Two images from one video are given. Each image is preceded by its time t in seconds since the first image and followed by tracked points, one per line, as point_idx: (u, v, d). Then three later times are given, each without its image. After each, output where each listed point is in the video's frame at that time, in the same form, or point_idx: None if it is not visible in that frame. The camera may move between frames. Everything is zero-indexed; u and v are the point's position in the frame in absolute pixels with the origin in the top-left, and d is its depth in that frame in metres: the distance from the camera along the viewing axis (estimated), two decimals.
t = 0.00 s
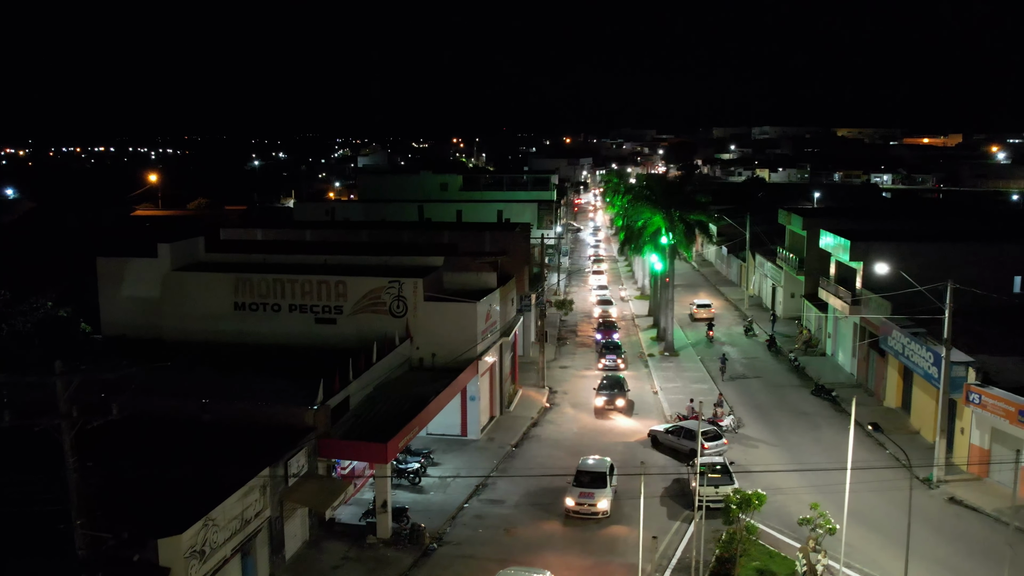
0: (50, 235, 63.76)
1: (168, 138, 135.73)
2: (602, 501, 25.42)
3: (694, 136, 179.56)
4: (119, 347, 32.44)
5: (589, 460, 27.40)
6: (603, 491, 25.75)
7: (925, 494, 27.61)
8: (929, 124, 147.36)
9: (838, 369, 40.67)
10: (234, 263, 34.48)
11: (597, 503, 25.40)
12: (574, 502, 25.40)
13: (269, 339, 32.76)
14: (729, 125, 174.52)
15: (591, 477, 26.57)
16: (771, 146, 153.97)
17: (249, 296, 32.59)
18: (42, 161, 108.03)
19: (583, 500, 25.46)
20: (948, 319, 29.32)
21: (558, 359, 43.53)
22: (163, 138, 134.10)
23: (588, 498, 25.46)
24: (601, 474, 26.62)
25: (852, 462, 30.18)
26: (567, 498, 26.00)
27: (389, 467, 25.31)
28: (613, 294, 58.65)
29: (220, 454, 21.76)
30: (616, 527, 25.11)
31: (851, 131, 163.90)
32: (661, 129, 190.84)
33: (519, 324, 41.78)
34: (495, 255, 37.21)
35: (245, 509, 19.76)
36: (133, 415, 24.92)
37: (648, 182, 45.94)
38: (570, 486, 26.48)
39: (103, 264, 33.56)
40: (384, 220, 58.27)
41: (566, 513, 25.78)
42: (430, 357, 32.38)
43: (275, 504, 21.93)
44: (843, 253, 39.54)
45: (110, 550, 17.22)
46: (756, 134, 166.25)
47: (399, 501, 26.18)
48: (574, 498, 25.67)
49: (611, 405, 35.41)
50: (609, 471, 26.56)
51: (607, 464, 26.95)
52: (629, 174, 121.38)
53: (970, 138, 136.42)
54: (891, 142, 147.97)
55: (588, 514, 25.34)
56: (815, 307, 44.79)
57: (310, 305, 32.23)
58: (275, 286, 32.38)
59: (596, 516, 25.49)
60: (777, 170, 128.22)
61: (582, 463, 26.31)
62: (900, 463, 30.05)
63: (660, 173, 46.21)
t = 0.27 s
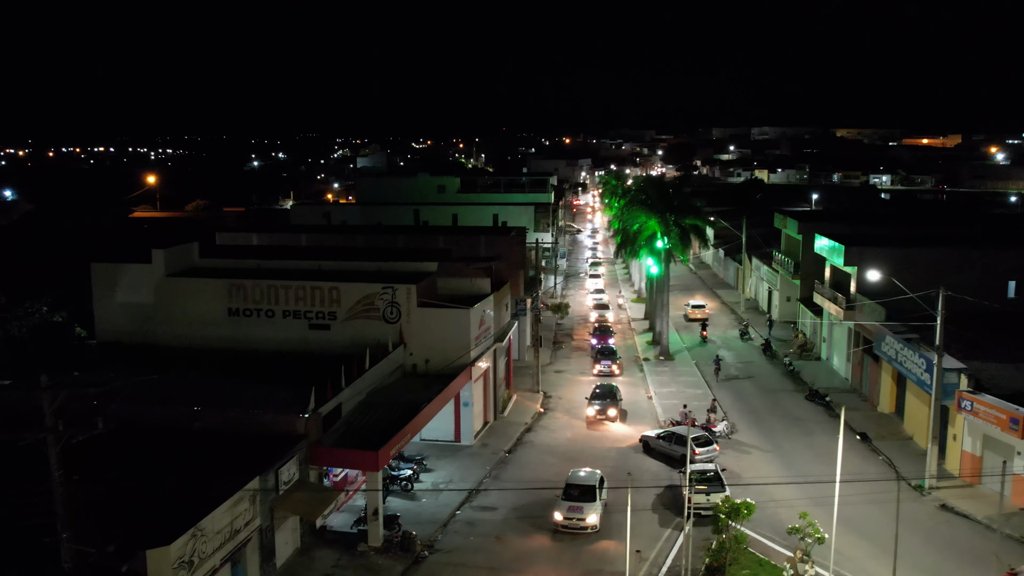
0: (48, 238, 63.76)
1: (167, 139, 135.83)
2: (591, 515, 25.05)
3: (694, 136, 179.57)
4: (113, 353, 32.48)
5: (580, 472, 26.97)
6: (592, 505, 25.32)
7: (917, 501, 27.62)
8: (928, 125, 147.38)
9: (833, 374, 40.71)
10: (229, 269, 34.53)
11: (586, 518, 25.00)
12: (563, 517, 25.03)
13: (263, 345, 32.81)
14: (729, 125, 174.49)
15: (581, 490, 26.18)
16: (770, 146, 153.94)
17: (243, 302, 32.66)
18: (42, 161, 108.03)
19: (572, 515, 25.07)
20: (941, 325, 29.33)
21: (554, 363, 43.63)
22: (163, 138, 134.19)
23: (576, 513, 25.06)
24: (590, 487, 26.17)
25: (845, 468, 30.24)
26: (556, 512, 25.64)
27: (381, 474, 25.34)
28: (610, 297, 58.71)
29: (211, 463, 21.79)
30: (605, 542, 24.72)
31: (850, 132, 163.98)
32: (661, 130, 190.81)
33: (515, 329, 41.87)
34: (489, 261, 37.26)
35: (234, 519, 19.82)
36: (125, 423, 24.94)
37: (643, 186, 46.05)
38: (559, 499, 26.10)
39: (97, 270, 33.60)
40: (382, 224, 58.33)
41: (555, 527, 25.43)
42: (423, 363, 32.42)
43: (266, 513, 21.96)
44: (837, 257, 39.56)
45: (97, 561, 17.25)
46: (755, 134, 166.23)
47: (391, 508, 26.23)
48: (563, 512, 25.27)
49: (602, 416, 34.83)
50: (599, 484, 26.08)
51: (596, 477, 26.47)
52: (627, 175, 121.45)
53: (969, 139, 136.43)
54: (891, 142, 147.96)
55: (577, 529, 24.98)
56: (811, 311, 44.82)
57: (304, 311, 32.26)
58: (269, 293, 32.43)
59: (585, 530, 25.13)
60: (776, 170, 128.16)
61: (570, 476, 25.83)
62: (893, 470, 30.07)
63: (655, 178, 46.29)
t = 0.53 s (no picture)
0: (46, 240, 63.79)
1: (167, 139, 135.83)
2: (579, 530, 24.57)
3: (693, 137, 179.31)
4: (107, 358, 32.51)
5: (569, 486, 26.59)
6: (580, 519, 24.87)
7: (908, 508, 27.64)
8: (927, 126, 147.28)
9: (827, 378, 40.76)
10: (223, 274, 34.56)
11: (574, 532, 24.52)
12: (550, 531, 24.60)
13: (257, 350, 32.84)
14: (728, 125, 174.42)
15: (569, 503, 25.77)
16: (770, 147, 153.87)
17: (237, 307, 32.67)
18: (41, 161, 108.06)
19: (559, 529, 24.62)
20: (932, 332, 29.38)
21: (549, 367, 43.73)
22: (162, 138, 134.35)
23: (564, 527, 24.61)
24: (579, 500, 25.80)
25: (836, 475, 30.27)
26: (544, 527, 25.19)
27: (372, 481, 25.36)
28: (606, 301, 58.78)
29: (200, 472, 21.81)
30: (593, 557, 24.26)
31: (849, 132, 163.93)
32: (660, 130, 190.88)
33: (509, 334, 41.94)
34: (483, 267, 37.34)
35: (223, 528, 19.90)
36: (117, 431, 24.97)
37: (639, 191, 46.15)
38: (547, 513, 25.66)
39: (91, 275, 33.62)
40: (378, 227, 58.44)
41: (542, 542, 24.96)
42: (416, 369, 32.48)
43: (256, 522, 22.00)
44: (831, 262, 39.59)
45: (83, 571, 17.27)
46: (755, 135, 166.15)
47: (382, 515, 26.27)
48: (551, 526, 24.82)
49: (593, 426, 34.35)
50: (587, 498, 25.69)
51: (585, 490, 26.09)
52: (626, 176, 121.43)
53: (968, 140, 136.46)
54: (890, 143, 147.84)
55: (564, 544, 24.48)
56: (805, 315, 44.87)
57: (297, 317, 32.30)
58: (263, 298, 32.45)
59: (573, 545, 24.62)
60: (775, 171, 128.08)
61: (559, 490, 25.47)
62: (884, 476, 30.09)
63: (650, 182, 46.38)
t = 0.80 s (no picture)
0: (43, 242, 63.83)
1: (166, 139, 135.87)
2: (566, 544, 24.10)
3: (693, 137, 179.26)
4: (100, 364, 32.56)
5: (557, 499, 26.17)
6: (568, 533, 24.40)
7: (899, 515, 27.66)
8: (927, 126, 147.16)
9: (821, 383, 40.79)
10: (217, 280, 34.60)
11: (561, 546, 24.04)
12: (537, 545, 24.11)
13: (250, 356, 32.88)
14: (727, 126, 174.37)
15: (557, 517, 25.32)
16: (769, 147, 153.77)
17: (230, 313, 32.70)
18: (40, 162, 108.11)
19: (546, 543, 24.12)
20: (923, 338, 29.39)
21: (544, 372, 43.78)
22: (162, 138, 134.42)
23: (551, 542, 24.11)
24: (567, 514, 25.35)
25: (828, 481, 30.32)
26: (530, 541, 24.71)
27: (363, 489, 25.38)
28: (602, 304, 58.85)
29: (189, 481, 21.86)
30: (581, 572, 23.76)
31: (848, 133, 163.82)
32: (660, 130, 190.84)
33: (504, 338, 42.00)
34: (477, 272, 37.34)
35: (211, 537, 19.94)
36: (108, 439, 25.03)
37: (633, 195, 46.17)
38: (534, 527, 25.19)
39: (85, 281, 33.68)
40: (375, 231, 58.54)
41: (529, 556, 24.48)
42: (409, 374, 32.52)
43: (245, 531, 22.01)
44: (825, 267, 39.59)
45: None
46: (754, 135, 166.04)
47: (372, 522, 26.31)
48: (537, 540, 24.34)
49: (583, 437, 33.73)
50: (574, 511, 25.26)
51: (573, 504, 25.67)
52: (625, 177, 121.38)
53: (967, 140, 136.32)
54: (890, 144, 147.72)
55: (552, 558, 23.99)
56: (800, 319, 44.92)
57: (290, 322, 32.34)
58: (256, 303, 32.49)
59: (560, 560, 24.12)
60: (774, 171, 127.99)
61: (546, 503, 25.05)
62: (876, 483, 30.10)
63: (645, 187, 46.41)
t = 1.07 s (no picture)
0: (42, 244, 63.97)
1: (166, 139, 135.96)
2: (553, 558, 23.81)
3: (692, 138, 179.29)
4: (93, 370, 32.65)
5: (545, 512, 25.86)
6: (555, 547, 24.11)
7: (890, 521, 27.71)
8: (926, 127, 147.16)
9: (814, 387, 40.84)
10: (210, 286, 34.63)
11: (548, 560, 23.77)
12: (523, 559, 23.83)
13: (244, 361, 32.94)
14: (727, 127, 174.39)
15: (544, 530, 25.03)
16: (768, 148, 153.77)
17: (224, 318, 32.71)
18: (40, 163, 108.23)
19: (533, 558, 23.85)
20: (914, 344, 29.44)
21: (538, 376, 43.85)
22: (161, 139, 134.52)
23: (537, 556, 23.82)
24: (554, 527, 25.05)
25: (819, 487, 30.38)
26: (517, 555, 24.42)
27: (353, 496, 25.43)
28: (598, 307, 58.92)
29: (178, 489, 21.97)
30: None
31: (848, 134, 163.76)
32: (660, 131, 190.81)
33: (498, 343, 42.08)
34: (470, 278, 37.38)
35: (200, 547, 20.09)
36: (98, 446, 25.14)
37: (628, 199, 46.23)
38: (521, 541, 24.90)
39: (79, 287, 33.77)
40: (371, 234, 58.61)
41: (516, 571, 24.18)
42: (402, 380, 32.59)
43: (235, 540, 22.12)
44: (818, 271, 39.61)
45: None
46: (753, 136, 166.06)
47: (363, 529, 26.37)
48: (524, 555, 24.05)
49: (573, 448, 32.87)
50: (562, 525, 24.96)
51: (561, 516, 25.36)
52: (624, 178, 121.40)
53: (966, 141, 136.30)
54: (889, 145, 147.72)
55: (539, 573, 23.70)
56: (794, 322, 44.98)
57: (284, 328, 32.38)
58: (250, 309, 32.51)
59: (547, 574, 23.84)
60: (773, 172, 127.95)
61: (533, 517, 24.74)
62: (868, 489, 30.15)
63: (639, 190, 46.45)
